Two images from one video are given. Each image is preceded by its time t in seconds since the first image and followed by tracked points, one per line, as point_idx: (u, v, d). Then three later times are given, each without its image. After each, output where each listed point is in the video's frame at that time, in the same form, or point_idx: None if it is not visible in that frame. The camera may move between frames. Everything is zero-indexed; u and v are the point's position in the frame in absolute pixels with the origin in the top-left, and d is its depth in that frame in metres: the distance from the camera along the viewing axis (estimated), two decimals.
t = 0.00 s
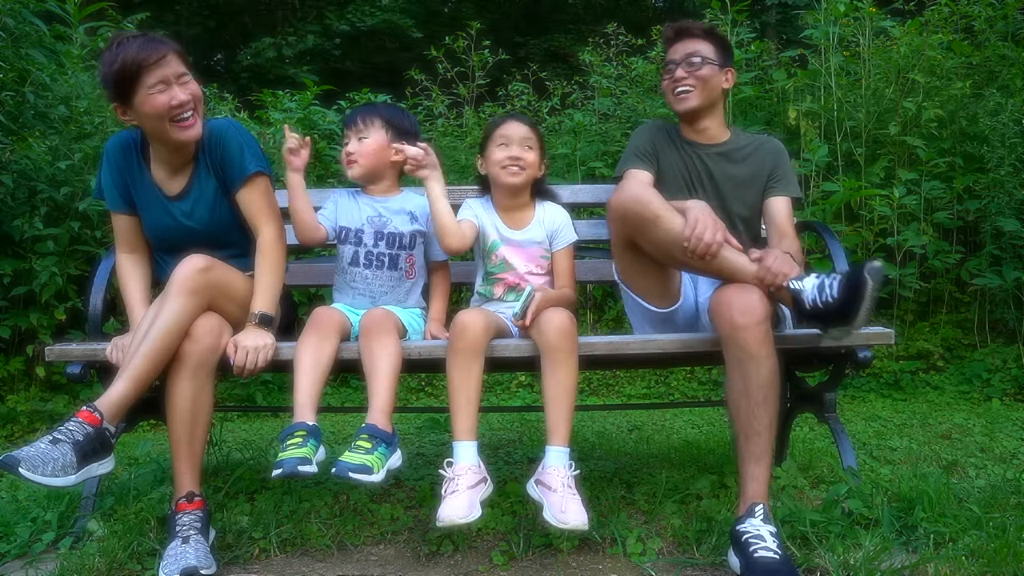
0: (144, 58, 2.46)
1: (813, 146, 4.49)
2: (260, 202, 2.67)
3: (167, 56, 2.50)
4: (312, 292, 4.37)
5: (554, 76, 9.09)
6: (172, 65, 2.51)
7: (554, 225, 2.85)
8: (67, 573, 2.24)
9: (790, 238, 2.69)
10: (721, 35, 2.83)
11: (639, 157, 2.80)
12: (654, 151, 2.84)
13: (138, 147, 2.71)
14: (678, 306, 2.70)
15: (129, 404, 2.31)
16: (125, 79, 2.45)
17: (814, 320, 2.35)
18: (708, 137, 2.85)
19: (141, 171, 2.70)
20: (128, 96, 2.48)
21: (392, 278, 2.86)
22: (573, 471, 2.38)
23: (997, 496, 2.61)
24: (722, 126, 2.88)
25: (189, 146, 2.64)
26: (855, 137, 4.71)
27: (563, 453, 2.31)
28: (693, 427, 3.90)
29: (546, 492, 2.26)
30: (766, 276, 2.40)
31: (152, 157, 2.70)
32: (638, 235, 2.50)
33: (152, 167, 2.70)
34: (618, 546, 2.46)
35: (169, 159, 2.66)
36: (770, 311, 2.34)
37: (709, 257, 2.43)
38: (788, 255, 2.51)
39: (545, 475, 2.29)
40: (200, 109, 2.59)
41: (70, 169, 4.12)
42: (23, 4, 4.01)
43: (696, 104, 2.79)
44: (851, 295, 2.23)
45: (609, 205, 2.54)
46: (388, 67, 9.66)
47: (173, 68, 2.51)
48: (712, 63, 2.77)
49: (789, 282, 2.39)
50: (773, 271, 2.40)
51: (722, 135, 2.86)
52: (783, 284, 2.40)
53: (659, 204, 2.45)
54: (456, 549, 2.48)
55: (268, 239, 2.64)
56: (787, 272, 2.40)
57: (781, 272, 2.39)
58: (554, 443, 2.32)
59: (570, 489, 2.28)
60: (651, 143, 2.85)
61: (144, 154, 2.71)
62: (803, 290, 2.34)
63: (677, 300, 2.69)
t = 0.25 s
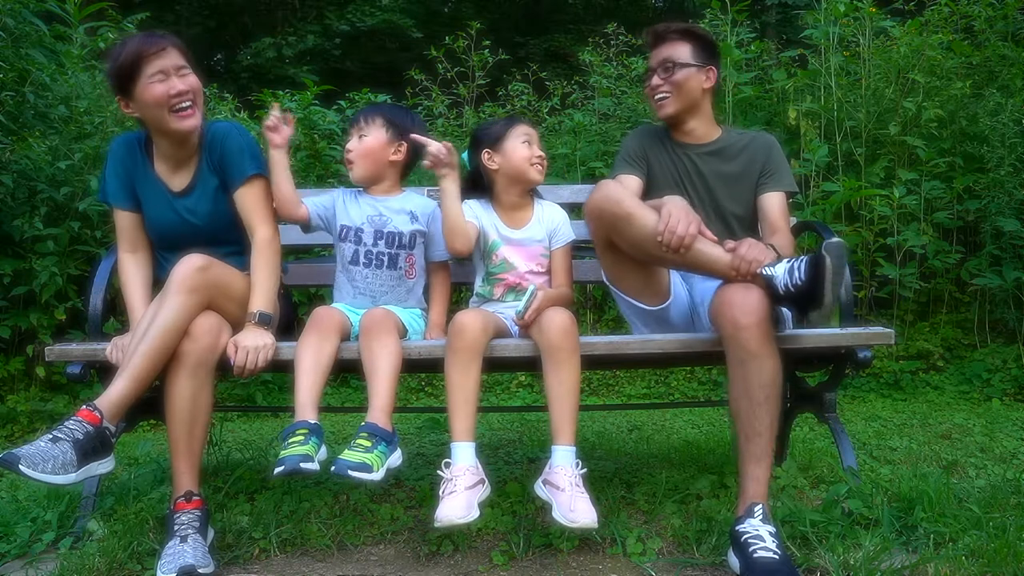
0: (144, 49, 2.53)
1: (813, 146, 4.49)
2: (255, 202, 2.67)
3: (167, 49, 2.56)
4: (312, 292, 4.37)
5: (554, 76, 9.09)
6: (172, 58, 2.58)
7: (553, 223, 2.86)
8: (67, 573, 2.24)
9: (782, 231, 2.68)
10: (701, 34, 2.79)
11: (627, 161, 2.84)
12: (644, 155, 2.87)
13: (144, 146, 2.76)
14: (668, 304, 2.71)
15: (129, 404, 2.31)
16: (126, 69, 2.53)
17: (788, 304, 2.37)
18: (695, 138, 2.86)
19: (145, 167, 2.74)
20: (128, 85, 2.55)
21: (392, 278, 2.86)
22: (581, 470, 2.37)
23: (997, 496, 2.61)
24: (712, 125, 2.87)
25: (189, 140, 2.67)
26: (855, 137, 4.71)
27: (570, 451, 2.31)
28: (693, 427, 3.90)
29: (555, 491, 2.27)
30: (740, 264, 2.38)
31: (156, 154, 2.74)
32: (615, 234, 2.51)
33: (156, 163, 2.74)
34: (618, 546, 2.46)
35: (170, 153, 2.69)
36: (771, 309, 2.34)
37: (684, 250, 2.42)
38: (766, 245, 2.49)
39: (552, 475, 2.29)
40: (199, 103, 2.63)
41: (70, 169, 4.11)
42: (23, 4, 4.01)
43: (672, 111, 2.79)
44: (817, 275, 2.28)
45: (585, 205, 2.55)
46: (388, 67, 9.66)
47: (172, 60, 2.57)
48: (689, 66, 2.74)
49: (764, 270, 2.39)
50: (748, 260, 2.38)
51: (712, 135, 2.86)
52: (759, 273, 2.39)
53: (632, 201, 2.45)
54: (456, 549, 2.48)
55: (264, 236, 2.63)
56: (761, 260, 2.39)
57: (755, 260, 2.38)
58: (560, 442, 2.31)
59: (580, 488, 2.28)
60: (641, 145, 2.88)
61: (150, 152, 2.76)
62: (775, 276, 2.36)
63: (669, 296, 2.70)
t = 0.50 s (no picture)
0: (148, 44, 2.63)
1: (813, 146, 4.49)
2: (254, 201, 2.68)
3: (169, 42, 2.64)
4: (312, 292, 4.37)
5: (554, 76, 9.09)
6: (174, 52, 2.66)
7: (552, 220, 2.86)
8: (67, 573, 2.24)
9: (781, 237, 2.69)
10: (695, 32, 2.77)
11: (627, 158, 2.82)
12: (643, 153, 2.85)
13: (149, 145, 2.81)
14: (670, 308, 2.70)
15: (128, 404, 2.31)
16: (131, 61, 2.62)
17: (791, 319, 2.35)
18: (692, 137, 2.84)
19: (149, 166, 2.77)
20: (131, 76, 2.63)
21: (387, 277, 2.86)
22: (577, 470, 2.37)
23: (997, 496, 2.61)
24: (711, 123, 2.85)
25: (189, 133, 2.71)
26: (855, 137, 4.71)
27: (566, 451, 2.31)
28: (693, 427, 3.90)
29: (550, 491, 2.27)
30: (748, 278, 2.38)
31: (160, 152, 2.78)
32: (620, 243, 2.51)
33: (160, 162, 2.78)
34: (618, 547, 2.46)
35: (171, 148, 2.73)
36: (754, 315, 2.34)
37: (690, 261, 2.42)
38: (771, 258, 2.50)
39: (549, 475, 2.29)
40: (199, 96, 2.68)
41: (70, 169, 4.11)
42: (23, 4, 4.01)
43: (666, 114, 2.77)
44: (830, 298, 2.25)
45: (590, 214, 2.55)
46: (388, 67, 9.66)
47: (173, 54, 2.65)
48: (681, 66, 2.72)
49: (772, 285, 2.37)
50: (755, 274, 2.38)
51: (710, 133, 2.84)
52: (766, 287, 2.38)
53: (637, 211, 2.45)
54: (456, 549, 2.48)
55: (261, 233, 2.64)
56: (769, 274, 2.38)
57: (763, 275, 2.38)
58: (557, 442, 2.31)
59: (575, 489, 2.28)
60: (642, 144, 2.85)
61: (155, 151, 2.80)
62: (785, 292, 2.33)
63: (668, 303, 2.70)
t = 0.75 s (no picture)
0: (158, 45, 2.72)
1: (813, 146, 4.49)
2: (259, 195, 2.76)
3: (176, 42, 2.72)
4: (312, 292, 4.37)
5: (554, 76, 9.09)
6: (182, 51, 2.74)
7: (551, 219, 2.86)
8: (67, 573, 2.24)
9: (791, 241, 2.71)
10: (701, 29, 2.66)
11: (630, 155, 2.78)
12: (647, 151, 2.81)
13: (155, 147, 2.86)
14: (677, 313, 2.70)
15: (128, 403, 2.32)
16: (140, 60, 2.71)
17: (832, 321, 2.37)
18: (697, 136, 2.79)
19: (155, 166, 2.82)
20: (139, 75, 2.71)
21: (388, 277, 2.86)
22: (582, 469, 2.37)
23: (997, 496, 2.61)
24: (716, 120, 2.78)
25: (195, 128, 2.78)
26: (856, 137, 4.71)
27: (569, 451, 2.31)
28: (693, 427, 3.90)
29: (556, 491, 2.27)
30: (779, 282, 2.38)
31: (167, 151, 2.84)
32: (645, 250, 2.47)
33: (167, 162, 2.84)
34: (618, 546, 2.46)
35: (177, 145, 2.79)
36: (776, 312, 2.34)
37: (720, 268, 2.40)
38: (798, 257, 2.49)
39: (554, 475, 2.29)
40: (204, 93, 2.75)
41: (70, 169, 4.11)
42: (23, 4, 4.01)
43: (668, 117, 2.71)
44: (872, 294, 2.25)
45: (611, 222, 2.50)
46: (388, 67, 9.66)
47: (181, 53, 2.73)
48: (684, 68, 2.64)
49: (805, 287, 2.39)
50: (787, 277, 2.38)
51: (715, 130, 2.79)
52: (797, 289, 2.39)
53: (663, 219, 2.41)
54: (456, 549, 2.47)
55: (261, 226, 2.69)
56: (802, 276, 2.38)
57: (795, 277, 2.38)
58: (560, 442, 2.31)
59: (580, 488, 2.28)
60: (644, 140, 2.82)
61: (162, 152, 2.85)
62: (820, 292, 2.36)
63: (677, 306, 2.70)
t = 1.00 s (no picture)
0: (185, 47, 2.74)
1: (813, 146, 4.49)
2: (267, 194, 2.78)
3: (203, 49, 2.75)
4: (312, 292, 4.36)
5: (554, 76, 9.09)
6: (206, 58, 2.77)
7: (549, 220, 2.85)
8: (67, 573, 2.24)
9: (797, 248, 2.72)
10: (717, 42, 2.59)
11: (641, 157, 2.77)
12: (656, 154, 2.80)
13: (157, 145, 2.87)
14: (678, 316, 2.71)
15: (128, 403, 2.32)
16: (162, 58, 2.72)
17: (841, 325, 2.36)
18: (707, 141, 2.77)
19: (155, 163, 2.82)
20: (159, 72, 2.72)
21: (388, 277, 2.86)
22: (583, 468, 2.37)
23: (997, 496, 2.61)
24: (729, 125, 2.75)
25: (202, 133, 2.81)
26: (856, 137, 4.71)
27: (571, 451, 2.30)
28: (693, 427, 3.90)
29: (557, 490, 2.27)
30: (787, 284, 2.38)
31: (169, 149, 2.86)
32: (652, 251, 2.47)
33: (169, 159, 2.85)
34: (618, 546, 2.46)
35: (180, 145, 2.81)
36: (777, 312, 2.34)
37: (727, 270, 2.40)
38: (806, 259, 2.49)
39: (555, 474, 2.29)
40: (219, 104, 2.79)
41: (70, 169, 4.11)
42: (23, 4, 4.00)
43: (677, 129, 2.68)
44: (881, 297, 2.25)
45: (618, 223, 2.50)
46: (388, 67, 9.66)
47: (205, 60, 2.76)
48: (696, 85, 2.60)
49: (812, 290, 2.38)
50: (795, 279, 2.37)
51: (727, 135, 2.77)
52: (805, 291, 2.39)
53: (671, 219, 2.41)
54: (456, 549, 2.47)
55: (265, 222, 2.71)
56: (809, 279, 2.38)
57: (803, 279, 2.37)
58: (561, 442, 2.31)
59: (582, 487, 2.28)
60: (653, 142, 2.80)
61: (163, 150, 2.86)
62: (829, 295, 2.36)
63: (680, 308, 2.70)
